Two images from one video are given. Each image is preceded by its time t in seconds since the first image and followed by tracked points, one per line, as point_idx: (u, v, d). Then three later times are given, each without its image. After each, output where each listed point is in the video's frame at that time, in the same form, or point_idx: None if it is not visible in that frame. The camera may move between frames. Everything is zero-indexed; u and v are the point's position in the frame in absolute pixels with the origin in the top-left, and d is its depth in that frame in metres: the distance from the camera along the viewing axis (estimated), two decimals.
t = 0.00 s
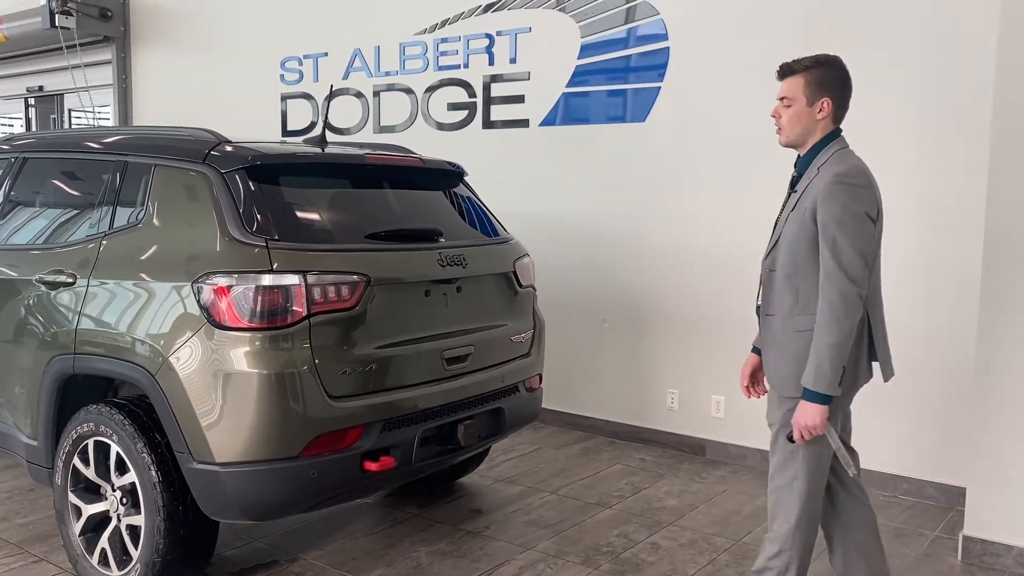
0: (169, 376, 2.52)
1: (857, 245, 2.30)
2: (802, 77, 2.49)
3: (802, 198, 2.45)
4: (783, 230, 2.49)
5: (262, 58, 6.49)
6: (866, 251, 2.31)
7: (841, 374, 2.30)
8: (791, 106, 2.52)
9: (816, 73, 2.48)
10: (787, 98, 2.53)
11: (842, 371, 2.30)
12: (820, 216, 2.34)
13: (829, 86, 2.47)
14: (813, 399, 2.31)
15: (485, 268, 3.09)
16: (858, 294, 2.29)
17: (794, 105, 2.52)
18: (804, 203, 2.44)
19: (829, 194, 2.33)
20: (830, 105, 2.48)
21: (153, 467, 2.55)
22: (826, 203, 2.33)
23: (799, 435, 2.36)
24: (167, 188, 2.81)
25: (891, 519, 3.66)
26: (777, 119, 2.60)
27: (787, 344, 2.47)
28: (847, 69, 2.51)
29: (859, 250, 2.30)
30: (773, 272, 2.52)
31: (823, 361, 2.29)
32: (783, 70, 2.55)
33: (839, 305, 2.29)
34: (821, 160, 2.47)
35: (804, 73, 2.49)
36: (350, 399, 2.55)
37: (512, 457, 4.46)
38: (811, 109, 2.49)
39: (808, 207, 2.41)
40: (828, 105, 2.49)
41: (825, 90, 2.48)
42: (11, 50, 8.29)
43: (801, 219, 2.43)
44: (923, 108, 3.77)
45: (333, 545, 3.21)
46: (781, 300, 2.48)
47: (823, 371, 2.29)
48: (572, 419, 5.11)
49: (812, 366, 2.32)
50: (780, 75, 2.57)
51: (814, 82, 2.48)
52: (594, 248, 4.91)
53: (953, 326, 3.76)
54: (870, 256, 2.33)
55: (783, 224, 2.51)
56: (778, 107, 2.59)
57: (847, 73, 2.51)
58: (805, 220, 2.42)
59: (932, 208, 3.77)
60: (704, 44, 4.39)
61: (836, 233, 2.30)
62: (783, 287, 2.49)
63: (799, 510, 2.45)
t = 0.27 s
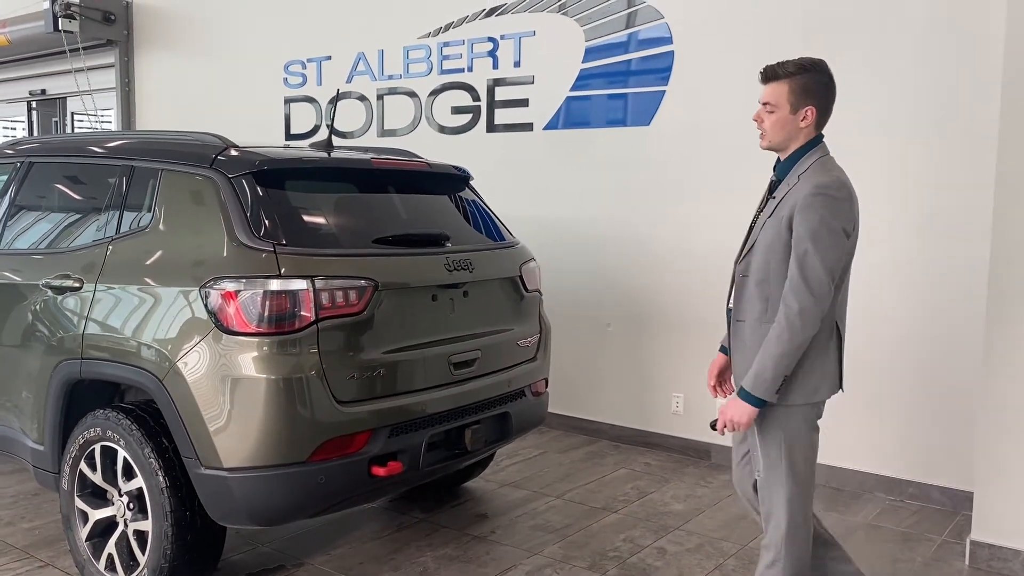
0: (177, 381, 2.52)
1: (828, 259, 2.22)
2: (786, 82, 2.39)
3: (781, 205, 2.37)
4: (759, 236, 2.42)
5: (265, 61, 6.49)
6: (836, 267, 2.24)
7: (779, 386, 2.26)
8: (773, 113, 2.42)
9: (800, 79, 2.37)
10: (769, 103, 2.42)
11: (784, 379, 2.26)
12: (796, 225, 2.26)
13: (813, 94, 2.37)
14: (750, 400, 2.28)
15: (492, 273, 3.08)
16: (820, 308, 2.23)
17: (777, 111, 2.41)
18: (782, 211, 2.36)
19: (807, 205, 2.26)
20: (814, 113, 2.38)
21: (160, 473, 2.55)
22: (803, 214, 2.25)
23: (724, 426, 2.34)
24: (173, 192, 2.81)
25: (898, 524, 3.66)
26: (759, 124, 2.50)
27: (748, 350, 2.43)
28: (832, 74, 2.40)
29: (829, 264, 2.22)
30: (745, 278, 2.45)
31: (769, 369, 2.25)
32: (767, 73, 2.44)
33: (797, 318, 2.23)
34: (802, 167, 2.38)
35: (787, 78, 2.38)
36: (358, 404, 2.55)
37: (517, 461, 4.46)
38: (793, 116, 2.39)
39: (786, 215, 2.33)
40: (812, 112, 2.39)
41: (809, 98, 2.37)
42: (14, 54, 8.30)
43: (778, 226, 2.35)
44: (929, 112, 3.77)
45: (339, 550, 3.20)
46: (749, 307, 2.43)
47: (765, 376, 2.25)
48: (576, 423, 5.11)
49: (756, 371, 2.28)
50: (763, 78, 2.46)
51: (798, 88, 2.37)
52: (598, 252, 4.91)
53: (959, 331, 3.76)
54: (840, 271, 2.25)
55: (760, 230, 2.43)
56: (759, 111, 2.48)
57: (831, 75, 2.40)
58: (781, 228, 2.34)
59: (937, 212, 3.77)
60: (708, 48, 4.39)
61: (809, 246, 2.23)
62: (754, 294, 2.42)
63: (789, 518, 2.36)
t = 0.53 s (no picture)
0: (187, 385, 2.52)
1: (814, 263, 2.21)
2: (757, 86, 2.37)
3: (762, 210, 2.35)
4: (741, 242, 2.39)
5: (269, 65, 6.49)
6: (822, 270, 2.23)
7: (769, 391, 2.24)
8: (746, 117, 2.40)
9: (772, 82, 2.36)
10: (742, 108, 2.41)
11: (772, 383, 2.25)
12: (781, 231, 2.24)
13: (785, 96, 2.35)
14: (738, 405, 2.25)
15: (499, 277, 3.08)
16: (806, 311, 2.22)
17: (749, 115, 2.40)
18: (764, 216, 2.34)
19: (790, 210, 2.24)
20: (787, 115, 2.37)
21: (170, 478, 2.55)
22: (787, 219, 2.23)
23: (715, 433, 2.31)
24: (181, 196, 2.81)
25: (905, 527, 3.65)
26: (733, 129, 2.48)
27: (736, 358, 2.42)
28: (804, 76, 2.39)
29: (814, 269, 2.21)
30: (729, 284, 2.42)
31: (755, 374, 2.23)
32: (739, 78, 2.43)
33: (786, 323, 2.21)
34: (782, 172, 2.35)
35: (759, 82, 2.37)
36: (367, 408, 2.55)
37: (523, 464, 4.45)
38: (766, 120, 2.38)
39: (768, 220, 2.31)
40: (784, 115, 2.37)
41: (781, 101, 2.36)
42: (18, 58, 8.32)
43: (761, 232, 2.33)
44: (935, 115, 3.78)
45: (347, 554, 3.20)
46: (736, 313, 2.41)
47: (753, 382, 2.23)
48: (581, 426, 5.11)
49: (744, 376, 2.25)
50: (735, 84, 2.45)
51: (770, 91, 2.36)
52: (603, 255, 4.91)
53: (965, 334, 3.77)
54: (826, 274, 2.25)
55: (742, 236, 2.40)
56: (733, 117, 2.47)
57: (805, 79, 2.39)
58: (764, 233, 2.32)
59: (945, 216, 3.78)
60: (713, 52, 4.39)
61: (794, 251, 2.21)
62: (740, 301, 2.39)
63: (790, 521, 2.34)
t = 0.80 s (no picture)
0: (196, 386, 2.52)
1: (798, 259, 2.23)
2: (705, 94, 2.44)
3: (731, 214, 2.36)
4: (712, 248, 2.39)
5: (273, 67, 6.51)
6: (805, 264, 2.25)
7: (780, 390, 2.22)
8: (697, 125, 2.46)
9: (718, 88, 2.42)
10: (693, 117, 2.47)
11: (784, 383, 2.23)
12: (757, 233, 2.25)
13: (732, 101, 2.41)
14: (756, 411, 2.22)
15: (506, 278, 3.09)
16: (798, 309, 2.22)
17: (700, 123, 2.46)
18: (735, 220, 2.35)
19: (766, 211, 2.25)
20: (735, 119, 2.42)
21: (179, 479, 2.56)
22: (764, 220, 2.24)
23: (739, 444, 2.27)
24: (187, 198, 2.81)
25: (910, 528, 3.66)
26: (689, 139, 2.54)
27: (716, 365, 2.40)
28: (751, 82, 2.45)
29: (799, 264, 2.23)
30: (704, 291, 2.42)
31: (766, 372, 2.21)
32: (690, 89, 2.50)
33: (783, 323, 2.21)
34: (746, 176, 2.37)
35: (707, 90, 2.44)
36: (376, 409, 2.55)
37: (528, 465, 4.46)
38: (715, 125, 2.43)
39: (741, 224, 2.32)
40: (733, 120, 2.42)
41: (728, 106, 2.41)
42: (20, 59, 8.33)
43: (735, 236, 2.33)
44: (940, 117, 3.79)
45: (354, 555, 3.21)
46: (715, 318, 2.40)
47: (762, 383, 2.21)
48: (585, 427, 5.11)
49: (752, 378, 2.24)
50: (688, 95, 2.52)
51: (717, 97, 2.42)
52: (607, 256, 4.92)
53: (969, 335, 3.77)
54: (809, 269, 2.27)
55: (712, 242, 2.40)
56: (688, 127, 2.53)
57: (752, 86, 2.45)
58: (739, 236, 2.32)
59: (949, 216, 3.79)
60: (718, 53, 4.40)
61: (777, 249, 2.22)
62: (718, 306, 2.39)
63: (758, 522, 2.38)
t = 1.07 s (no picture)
0: (203, 386, 2.53)
1: (757, 241, 2.35)
2: (649, 99, 2.54)
3: (689, 204, 2.47)
4: (670, 238, 2.49)
5: (276, 68, 6.52)
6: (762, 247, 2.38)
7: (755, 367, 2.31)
8: (647, 129, 2.56)
9: (660, 92, 2.52)
10: (641, 122, 2.57)
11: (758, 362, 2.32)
12: (719, 220, 2.36)
13: (675, 100, 2.51)
14: (739, 391, 2.29)
15: (511, 278, 3.10)
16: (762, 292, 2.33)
17: (649, 127, 2.55)
18: (693, 209, 2.45)
19: (724, 196, 2.36)
20: (681, 116, 2.52)
21: (185, 478, 2.58)
22: (722, 205, 2.36)
23: (722, 422, 2.35)
24: (193, 198, 2.82)
25: (914, 527, 3.67)
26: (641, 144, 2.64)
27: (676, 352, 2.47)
28: (689, 81, 2.56)
29: (757, 246, 2.35)
30: (664, 280, 2.49)
31: (740, 352, 2.29)
32: (634, 98, 2.60)
33: (752, 303, 2.31)
34: (701, 168, 2.49)
35: (650, 95, 2.54)
36: (382, 409, 2.56)
37: (531, 465, 4.47)
38: (664, 125, 2.53)
39: (698, 213, 2.43)
40: (678, 117, 2.52)
41: (671, 105, 2.51)
42: (23, 60, 8.33)
43: (694, 224, 2.44)
44: (943, 117, 3.80)
45: (359, 554, 3.22)
46: (677, 305, 2.47)
47: (737, 362, 2.30)
48: (588, 428, 5.12)
49: (728, 358, 2.32)
50: (634, 104, 2.62)
51: (661, 100, 2.52)
52: (610, 257, 4.92)
53: (972, 334, 3.78)
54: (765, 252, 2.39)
55: (670, 233, 2.50)
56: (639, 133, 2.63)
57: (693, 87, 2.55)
58: (699, 223, 2.43)
59: (952, 216, 3.80)
60: (721, 53, 4.41)
61: (737, 231, 2.34)
62: (679, 293, 2.47)
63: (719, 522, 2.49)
